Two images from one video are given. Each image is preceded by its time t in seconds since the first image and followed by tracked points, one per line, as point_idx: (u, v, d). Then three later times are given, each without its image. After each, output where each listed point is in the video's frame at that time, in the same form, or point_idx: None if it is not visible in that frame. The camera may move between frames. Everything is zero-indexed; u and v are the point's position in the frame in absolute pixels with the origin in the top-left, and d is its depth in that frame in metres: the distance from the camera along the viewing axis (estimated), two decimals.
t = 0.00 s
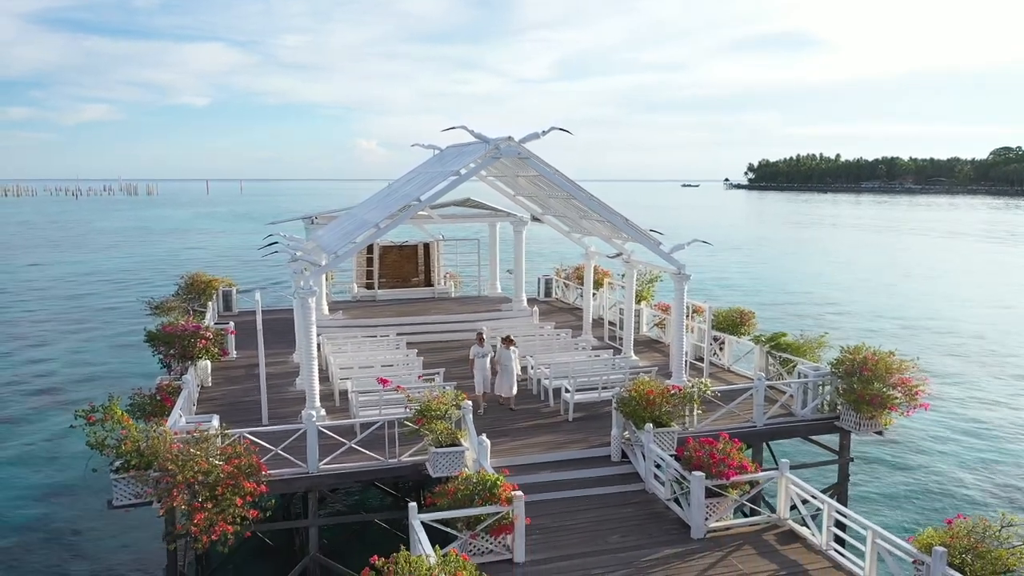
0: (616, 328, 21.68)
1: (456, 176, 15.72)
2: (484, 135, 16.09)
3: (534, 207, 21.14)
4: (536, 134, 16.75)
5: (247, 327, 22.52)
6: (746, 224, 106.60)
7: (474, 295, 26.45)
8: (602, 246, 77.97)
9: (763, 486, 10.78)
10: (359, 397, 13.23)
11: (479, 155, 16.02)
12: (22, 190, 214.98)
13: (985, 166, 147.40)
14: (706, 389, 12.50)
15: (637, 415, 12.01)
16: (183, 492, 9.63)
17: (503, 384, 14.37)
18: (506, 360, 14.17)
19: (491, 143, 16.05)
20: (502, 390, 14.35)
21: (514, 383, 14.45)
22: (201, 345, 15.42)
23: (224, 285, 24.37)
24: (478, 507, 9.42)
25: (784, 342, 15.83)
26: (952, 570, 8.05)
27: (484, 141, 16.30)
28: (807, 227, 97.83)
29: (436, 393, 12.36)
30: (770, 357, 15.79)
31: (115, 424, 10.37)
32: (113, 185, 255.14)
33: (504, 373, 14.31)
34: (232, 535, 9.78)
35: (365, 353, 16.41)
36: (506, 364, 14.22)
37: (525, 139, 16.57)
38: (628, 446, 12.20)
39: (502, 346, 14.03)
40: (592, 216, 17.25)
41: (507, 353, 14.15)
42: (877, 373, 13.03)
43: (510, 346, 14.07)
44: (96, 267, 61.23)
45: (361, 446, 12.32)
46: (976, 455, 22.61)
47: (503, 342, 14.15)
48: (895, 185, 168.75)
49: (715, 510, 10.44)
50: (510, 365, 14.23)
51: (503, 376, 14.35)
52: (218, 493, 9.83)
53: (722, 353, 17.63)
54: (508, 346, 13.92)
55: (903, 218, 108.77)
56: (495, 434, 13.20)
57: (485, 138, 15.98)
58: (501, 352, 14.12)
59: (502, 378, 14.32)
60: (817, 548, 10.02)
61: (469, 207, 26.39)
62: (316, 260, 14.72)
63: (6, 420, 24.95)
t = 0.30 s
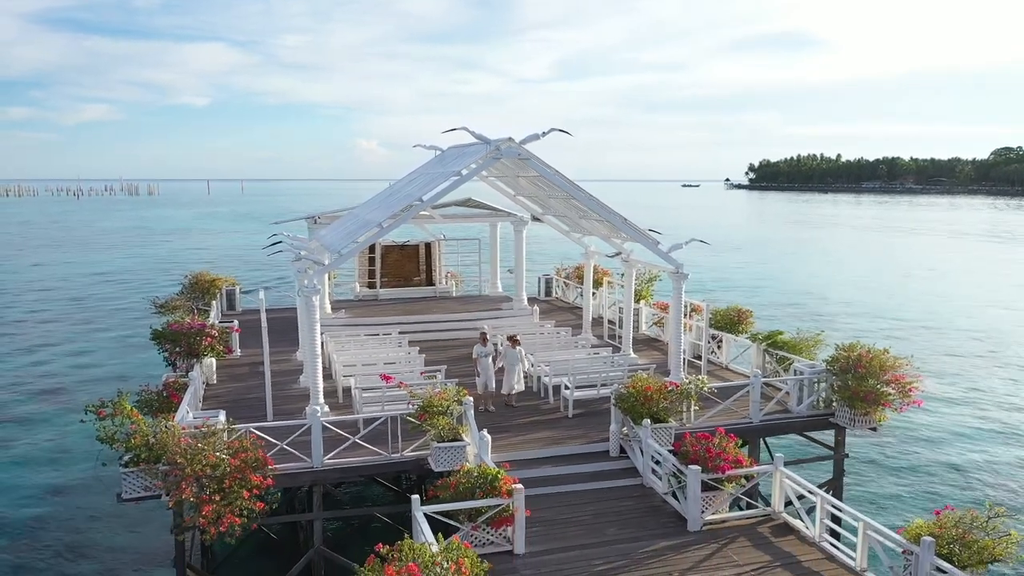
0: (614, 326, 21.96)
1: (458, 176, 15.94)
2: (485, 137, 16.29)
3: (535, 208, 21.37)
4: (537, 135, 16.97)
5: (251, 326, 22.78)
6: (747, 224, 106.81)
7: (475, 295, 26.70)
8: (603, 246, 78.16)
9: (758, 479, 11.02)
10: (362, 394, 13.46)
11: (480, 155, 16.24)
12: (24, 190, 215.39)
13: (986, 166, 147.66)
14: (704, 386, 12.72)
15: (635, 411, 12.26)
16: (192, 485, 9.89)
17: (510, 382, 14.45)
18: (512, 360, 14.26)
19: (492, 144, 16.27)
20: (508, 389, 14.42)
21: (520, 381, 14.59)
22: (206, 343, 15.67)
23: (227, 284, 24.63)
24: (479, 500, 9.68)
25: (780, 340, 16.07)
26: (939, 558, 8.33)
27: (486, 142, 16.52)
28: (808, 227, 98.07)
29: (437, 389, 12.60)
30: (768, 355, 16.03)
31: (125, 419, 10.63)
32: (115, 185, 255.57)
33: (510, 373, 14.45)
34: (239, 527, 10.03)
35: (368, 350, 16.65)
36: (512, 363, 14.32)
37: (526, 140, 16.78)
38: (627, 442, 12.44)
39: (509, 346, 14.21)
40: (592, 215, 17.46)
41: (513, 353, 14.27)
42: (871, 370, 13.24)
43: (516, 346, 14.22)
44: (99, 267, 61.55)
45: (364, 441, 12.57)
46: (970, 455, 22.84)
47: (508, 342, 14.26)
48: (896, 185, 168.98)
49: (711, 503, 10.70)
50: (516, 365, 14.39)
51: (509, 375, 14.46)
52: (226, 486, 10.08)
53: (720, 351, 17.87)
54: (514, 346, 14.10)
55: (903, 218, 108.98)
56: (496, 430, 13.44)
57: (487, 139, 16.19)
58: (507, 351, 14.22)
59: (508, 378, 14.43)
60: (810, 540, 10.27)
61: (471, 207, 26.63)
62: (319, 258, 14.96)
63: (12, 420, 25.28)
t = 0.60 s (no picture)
0: (613, 325, 22.20)
1: (459, 177, 16.17)
2: (485, 138, 16.51)
3: (535, 208, 21.61)
4: (537, 136, 17.18)
5: (254, 324, 23.04)
6: (747, 224, 107.08)
7: (476, 294, 26.97)
8: (603, 246, 78.32)
9: (754, 473, 11.25)
10: (365, 390, 13.72)
11: (481, 156, 16.48)
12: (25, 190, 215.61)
13: (987, 166, 148.04)
14: (700, 382, 12.99)
15: (633, 407, 12.51)
16: (200, 478, 10.15)
17: (517, 384, 14.53)
18: (519, 361, 14.43)
19: (493, 145, 16.49)
20: (516, 390, 14.46)
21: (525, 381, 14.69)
22: (212, 340, 15.94)
23: (231, 284, 24.89)
24: (480, 492, 9.93)
25: (777, 338, 16.30)
26: (927, 549, 8.61)
27: (487, 142, 16.74)
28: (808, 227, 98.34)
29: (440, 386, 12.88)
30: (764, 353, 16.28)
31: (134, 414, 10.90)
32: (116, 185, 255.83)
33: (515, 374, 14.54)
34: (245, 519, 10.28)
35: (371, 348, 16.91)
36: (517, 364, 14.50)
37: (526, 141, 17.01)
38: (625, 437, 12.71)
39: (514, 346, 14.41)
40: (591, 215, 17.69)
41: (519, 352, 14.49)
42: (865, 367, 13.49)
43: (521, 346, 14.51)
44: (102, 267, 61.86)
45: (368, 436, 12.83)
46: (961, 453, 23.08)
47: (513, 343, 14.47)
48: (896, 185, 169.24)
49: (706, 496, 10.93)
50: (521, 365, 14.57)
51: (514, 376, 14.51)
52: (233, 479, 10.34)
53: (718, 349, 18.09)
54: (521, 344, 14.34)
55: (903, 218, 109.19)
56: (496, 426, 13.70)
57: (487, 140, 16.41)
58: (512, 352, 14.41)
59: (515, 379, 14.50)
60: (803, 532, 10.51)
61: (471, 207, 26.88)
62: (323, 257, 15.18)
63: (18, 418, 25.59)
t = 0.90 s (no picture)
0: (612, 323, 22.45)
1: (459, 177, 16.40)
2: (485, 138, 16.75)
3: (535, 208, 21.86)
4: (537, 136, 17.42)
5: (257, 322, 23.29)
6: (747, 224, 107.37)
7: (476, 293, 27.24)
8: (602, 246, 78.49)
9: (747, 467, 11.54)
10: (368, 387, 13.97)
11: (481, 157, 16.72)
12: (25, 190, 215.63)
13: (987, 166, 148.56)
14: (696, 378, 13.24)
15: (630, 402, 12.76)
16: (207, 470, 10.42)
17: (522, 383, 14.79)
18: (523, 360, 14.67)
19: (493, 146, 16.74)
20: (521, 389, 14.74)
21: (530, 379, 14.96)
22: (216, 338, 16.21)
23: (233, 283, 25.18)
24: (480, 484, 10.20)
25: (773, 336, 16.56)
26: (915, 538, 8.91)
27: (487, 143, 16.98)
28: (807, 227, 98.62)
29: (441, 381, 13.10)
30: (760, 350, 16.55)
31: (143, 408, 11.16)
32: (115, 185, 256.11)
33: (521, 373, 14.79)
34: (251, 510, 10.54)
35: (373, 346, 17.16)
36: (522, 362, 14.75)
37: (526, 142, 17.25)
38: (622, 432, 12.96)
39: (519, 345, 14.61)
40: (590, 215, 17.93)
41: (523, 351, 14.71)
42: (859, 363, 13.74)
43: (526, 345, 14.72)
44: (104, 266, 62.17)
45: (370, 431, 13.09)
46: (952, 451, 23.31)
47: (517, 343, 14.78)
48: (896, 185, 169.51)
49: (701, 489, 11.21)
50: (526, 364, 14.82)
51: (519, 375, 14.76)
52: (240, 471, 10.60)
53: (714, 347, 18.35)
54: (526, 344, 14.50)
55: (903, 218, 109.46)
56: (496, 421, 13.96)
57: (487, 141, 16.65)
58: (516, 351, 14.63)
59: (520, 378, 14.76)
60: (795, 523, 10.77)
61: (471, 206, 27.14)
62: (326, 256, 15.40)
63: (24, 415, 25.90)
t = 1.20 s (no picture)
0: (611, 321, 22.71)
1: (460, 177, 16.67)
2: (486, 139, 17.00)
3: (534, 207, 22.14)
4: (536, 137, 17.68)
5: (259, 321, 23.58)
6: (747, 224, 107.68)
7: (477, 292, 27.49)
8: (602, 245, 78.66)
9: (741, 460, 11.83)
10: (370, 383, 14.23)
11: (481, 157, 16.99)
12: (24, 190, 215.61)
13: (987, 166, 149.13)
14: (693, 374, 13.50)
15: (627, 398, 13.03)
16: (215, 463, 10.70)
17: (524, 383, 14.60)
18: (524, 359, 14.50)
19: (493, 146, 17.01)
20: (523, 389, 14.57)
21: (534, 380, 14.71)
22: (221, 335, 16.51)
23: (236, 282, 25.47)
24: (481, 476, 10.48)
25: (768, 333, 16.83)
26: (902, 528, 9.23)
27: (487, 143, 17.25)
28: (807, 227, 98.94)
29: (442, 377, 13.38)
30: (756, 348, 16.82)
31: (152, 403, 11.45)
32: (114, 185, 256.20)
33: (523, 373, 14.63)
34: (258, 502, 10.82)
35: (375, 343, 17.44)
36: (524, 362, 14.56)
37: (526, 142, 17.51)
38: (620, 427, 13.24)
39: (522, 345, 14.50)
40: (588, 214, 18.19)
41: (525, 351, 14.53)
42: (852, 360, 14.00)
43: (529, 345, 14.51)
44: (106, 266, 62.48)
45: (373, 426, 13.37)
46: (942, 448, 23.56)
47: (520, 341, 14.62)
48: (896, 185, 169.86)
49: (697, 482, 11.49)
50: (528, 364, 14.58)
51: (522, 374, 14.61)
52: (247, 464, 10.88)
53: (711, 344, 18.60)
54: (526, 343, 14.30)
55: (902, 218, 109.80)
56: (496, 417, 14.25)
57: (487, 141, 16.89)
58: (519, 350, 14.53)
59: (522, 378, 14.60)
60: (788, 515, 11.05)
61: (472, 206, 27.41)
62: (329, 255, 15.66)
63: (29, 413, 26.18)
